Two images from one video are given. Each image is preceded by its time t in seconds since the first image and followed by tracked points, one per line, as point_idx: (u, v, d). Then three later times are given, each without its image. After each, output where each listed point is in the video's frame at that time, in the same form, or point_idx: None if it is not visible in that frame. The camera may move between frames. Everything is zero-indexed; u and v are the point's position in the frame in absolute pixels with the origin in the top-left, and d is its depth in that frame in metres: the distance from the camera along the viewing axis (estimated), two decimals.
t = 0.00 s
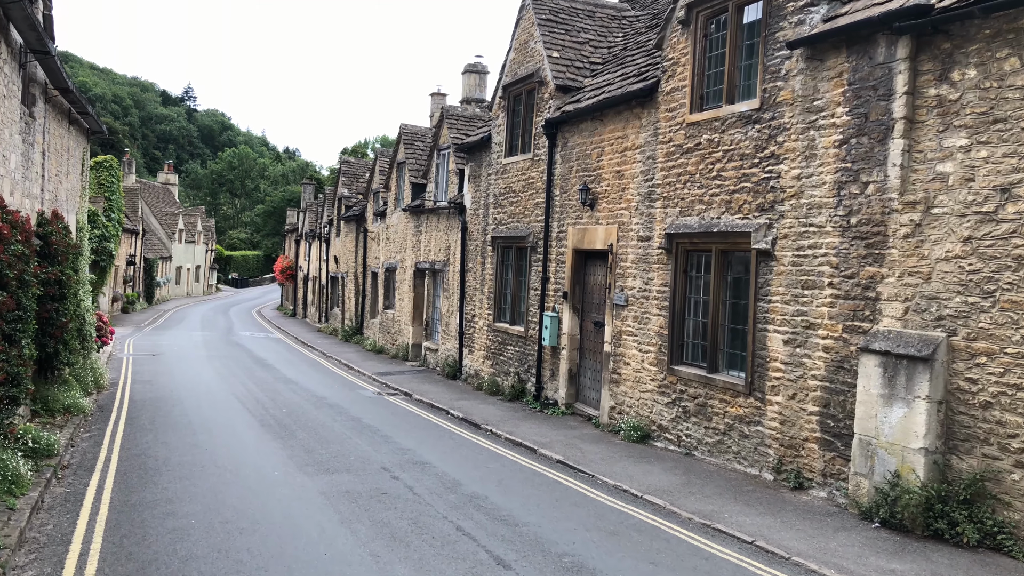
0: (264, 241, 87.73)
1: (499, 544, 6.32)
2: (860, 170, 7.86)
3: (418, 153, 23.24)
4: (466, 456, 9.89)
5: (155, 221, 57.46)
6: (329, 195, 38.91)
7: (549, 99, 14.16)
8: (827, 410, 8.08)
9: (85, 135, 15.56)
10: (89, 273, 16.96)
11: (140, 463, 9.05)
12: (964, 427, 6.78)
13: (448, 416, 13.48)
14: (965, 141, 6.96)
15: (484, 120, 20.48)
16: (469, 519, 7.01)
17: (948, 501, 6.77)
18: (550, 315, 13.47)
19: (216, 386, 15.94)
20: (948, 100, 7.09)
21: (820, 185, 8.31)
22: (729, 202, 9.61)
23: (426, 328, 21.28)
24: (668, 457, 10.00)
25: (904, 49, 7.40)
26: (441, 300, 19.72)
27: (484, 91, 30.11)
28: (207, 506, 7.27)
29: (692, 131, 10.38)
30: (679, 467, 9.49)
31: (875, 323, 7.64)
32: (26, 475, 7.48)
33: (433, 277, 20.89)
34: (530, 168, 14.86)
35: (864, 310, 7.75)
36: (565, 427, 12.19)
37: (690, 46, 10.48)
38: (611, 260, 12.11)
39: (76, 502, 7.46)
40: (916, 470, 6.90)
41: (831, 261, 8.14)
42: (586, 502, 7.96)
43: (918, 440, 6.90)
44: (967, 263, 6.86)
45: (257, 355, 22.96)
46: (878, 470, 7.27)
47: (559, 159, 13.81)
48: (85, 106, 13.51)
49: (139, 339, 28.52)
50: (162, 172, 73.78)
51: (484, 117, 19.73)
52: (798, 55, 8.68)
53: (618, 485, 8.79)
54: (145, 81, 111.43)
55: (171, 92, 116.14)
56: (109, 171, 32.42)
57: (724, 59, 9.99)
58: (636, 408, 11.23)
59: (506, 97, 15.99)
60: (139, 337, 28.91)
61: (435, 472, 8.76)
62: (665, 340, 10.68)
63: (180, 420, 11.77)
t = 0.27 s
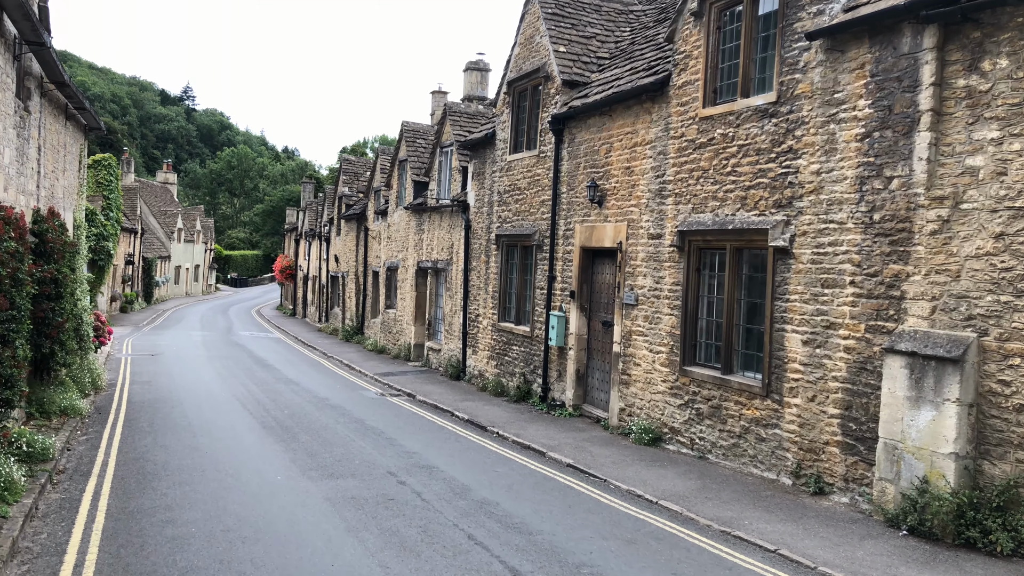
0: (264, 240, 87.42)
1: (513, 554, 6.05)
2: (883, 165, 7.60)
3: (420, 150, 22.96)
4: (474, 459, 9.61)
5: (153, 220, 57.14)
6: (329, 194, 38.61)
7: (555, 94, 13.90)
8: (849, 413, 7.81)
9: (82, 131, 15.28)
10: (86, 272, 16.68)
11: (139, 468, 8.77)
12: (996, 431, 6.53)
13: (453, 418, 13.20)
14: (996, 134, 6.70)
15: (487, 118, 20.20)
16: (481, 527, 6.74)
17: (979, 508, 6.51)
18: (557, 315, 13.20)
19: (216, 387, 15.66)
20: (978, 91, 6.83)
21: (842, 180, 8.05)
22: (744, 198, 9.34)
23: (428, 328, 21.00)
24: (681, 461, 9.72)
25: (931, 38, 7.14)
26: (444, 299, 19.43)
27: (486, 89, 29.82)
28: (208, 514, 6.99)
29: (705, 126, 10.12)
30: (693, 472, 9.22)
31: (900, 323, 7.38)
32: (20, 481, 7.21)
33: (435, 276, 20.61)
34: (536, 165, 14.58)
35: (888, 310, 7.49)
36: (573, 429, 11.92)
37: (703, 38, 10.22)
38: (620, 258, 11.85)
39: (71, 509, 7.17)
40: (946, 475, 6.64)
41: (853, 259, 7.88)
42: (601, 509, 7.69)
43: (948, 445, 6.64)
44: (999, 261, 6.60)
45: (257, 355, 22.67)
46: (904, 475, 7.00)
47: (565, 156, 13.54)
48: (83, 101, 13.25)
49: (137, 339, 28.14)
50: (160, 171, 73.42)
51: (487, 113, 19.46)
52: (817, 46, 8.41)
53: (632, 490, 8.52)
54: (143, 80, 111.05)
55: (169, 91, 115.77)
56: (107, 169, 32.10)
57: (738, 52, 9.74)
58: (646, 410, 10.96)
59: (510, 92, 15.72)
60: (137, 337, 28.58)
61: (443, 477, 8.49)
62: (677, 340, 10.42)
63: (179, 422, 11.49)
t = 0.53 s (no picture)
0: (263, 240, 87.10)
1: (528, 568, 5.76)
2: (910, 160, 7.32)
3: (422, 148, 22.67)
4: (482, 465, 9.33)
5: (152, 220, 56.82)
6: (329, 193, 38.29)
7: (562, 90, 13.62)
8: (873, 418, 7.53)
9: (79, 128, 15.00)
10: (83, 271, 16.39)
11: (136, 474, 8.48)
12: None
13: (458, 421, 12.91)
14: None
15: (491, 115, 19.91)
16: (494, 538, 6.45)
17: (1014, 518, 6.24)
18: (564, 315, 12.91)
19: (216, 388, 15.37)
20: (1011, 83, 6.55)
21: (865, 176, 7.76)
22: (761, 195, 9.07)
23: (430, 328, 20.71)
24: (695, 466, 9.43)
25: (961, 28, 6.86)
26: (447, 299, 19.15)
27: (488, 86, 29.53)
28: (208, 524, 6.70)
29: (720, 121, 9.84)
30: (708, 477, 8.94)
31: (927, 325, 7.09)
32: (12, 489, 6.92)
33: (437, 276, 20.32)
34: (542, 162, 14.29)
35: (914, 311, 7.20)
36: (582, 433, 11.63)
37: (718, 31, 9.94)
38: (630, 257, 11.57)
39: (65, 518, 6.88)
40: (980, 484, 6.37)
41: (877, 258, 7.59)
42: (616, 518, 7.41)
43: (981, 452, 6.36)
44: None
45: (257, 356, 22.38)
46: (933, 484, 6.72)
47: (572, 153, 13.25)
48: (79, 97, 12.97)
49: (136, 339, 27.92)
50: (159, 170, 73.09)
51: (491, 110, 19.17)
52: (838, 37, 8.12)
53: (647, 497, 8.23)
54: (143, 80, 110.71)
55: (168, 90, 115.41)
56: (105, 168, 31.82)
57: (754, 44, 9.46)
58: (658, 413, 10.68)
59: (516, 88, 15.44)
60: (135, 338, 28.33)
61: (451, 484, 8.20)
62: (690, 342, 10.14)
63: (178, 426, 11.21)
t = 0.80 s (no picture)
0: (262, 240, 86.80)
1: None
2: (936, 154, 7.06)
3: (424, 146, 22.39)
4: (490, 469, 9.06)
5: (151, 219, 56.53)
6: (328, 192, 38.00)
7: (569, 85, 13.35)
8: (897, 421, 7.26)
9: (76, 125, 14.73)
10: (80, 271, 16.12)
11: (134, 479, 8.21)
12: None
13: (463, 423, 12.64)
14: None
15: (494, 112, 19.63)
16: (507, 548, 6.18)
17: None
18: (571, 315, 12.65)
19: (215, 389, 15.11)
20: None
21: (888, 171, 7.50)
22: (777, 191, 8.82)
23: (433, 328, 20.43)
24: (709, 470, 9.18)
25: (991, 16, 6.60)
26: (450, 299, 18.88)
27: (489, 84, 29.23)
28: (208, 532, 6.43)
29: (733, 115, 9.58)
30: (724, 482, 8.68)
31: (955, 325, 6.83)
32: (3, 497, 6.65)
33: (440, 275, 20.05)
34: (548, 159, 14.02)
35: (941, 310, 6.94)
36: (591, 435, 11.37)
37: (731, 23, 9.68)
38: (639, 256, 11.31)
39: (59, 527, 6.61)
40: (1014, 490, 6.16)
41: (901, 255, 7.33)
42: (631, 525, 7.15)
43: (1014, 457, 6.15)
44: None
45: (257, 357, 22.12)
46: (963, 490, 6.48)
47: (579, 150, 12.99)
48: (75, 92, 12.70)
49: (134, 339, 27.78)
50: (158, 169, 72.78)
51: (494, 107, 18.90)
52: (859, 27, 7.85)
53: (661, 503, 7.96)
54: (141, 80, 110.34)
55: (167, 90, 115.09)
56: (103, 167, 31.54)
57: (770, 36, 9.21)
58: (669, 415, 10.41)
59: (520, 84, 15.17)
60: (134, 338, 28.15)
61: (460, 489, 7.93)
62: (702, 342, 9.89)
63: (177, 429, 10.94)
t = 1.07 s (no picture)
0: (261, 240, 86.47)
1: None
2: (965, 148, 6.77)
3: (425, 143, 22.07)
4: (497, 476, 8.76)
5: (149, 219, 56.19)
6: (328, 191, 37.67)
7: (575, 80, 13.05)
8: (924, 427, 6.97)
9: (70, 121, 14.42)
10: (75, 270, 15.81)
11: (128, 487, 7.90)
12: None
13: (467, 426, 12.35)
14: None
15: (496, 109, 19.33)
16: (519, 561, 5.89)
17: None
18: (578, 315, 12.35)
19: (213, 392, 14.81)
20: None
21: (913, 166, 7.20)
22: (795, 187, 8.53)
23: (434, 329, 20.13)
24: (724, 476, 8.88)
25: None
26: (452, 299, 18.58)
27: (490, 82, 28.91)
28: (206, 545, 6.13)
29: (748, 109, 9.29)
30: (740, 489, 8.38)
31: (987, 327, 6.54)
32: None
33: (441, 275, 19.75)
34: (553, 156, 13.72)
35: (971, 311, 6.65)
36: (599, 439, 11.07)
37: (746, 14, 9.39)
38: (649, 254, 11.01)
39: (49, 539, 6.31)
40: None
41: (928, 253, 7.04)
42: (647, 536, 6.85)
43: None
44: None
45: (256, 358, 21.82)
46: (997, 500, 6.20)
47: (586, 146, 12.69)
48: (70, 87, 12.39)
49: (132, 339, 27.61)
50: (156, 169, 72.41)
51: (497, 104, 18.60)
52: (882, 17, 7.55)
53: (677, 512, 7.67)
54: (139, 79, 109.93)
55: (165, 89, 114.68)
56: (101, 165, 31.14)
57: (787, 28, 8.92)
58: (681, 419, 10.12)
59: (525, 79, 14.88)
60: (132, 338, 27.93)
61: (468, 497, 7.64)
62: (715, 344, 9.60)
63: (174, 433, 10.63)
